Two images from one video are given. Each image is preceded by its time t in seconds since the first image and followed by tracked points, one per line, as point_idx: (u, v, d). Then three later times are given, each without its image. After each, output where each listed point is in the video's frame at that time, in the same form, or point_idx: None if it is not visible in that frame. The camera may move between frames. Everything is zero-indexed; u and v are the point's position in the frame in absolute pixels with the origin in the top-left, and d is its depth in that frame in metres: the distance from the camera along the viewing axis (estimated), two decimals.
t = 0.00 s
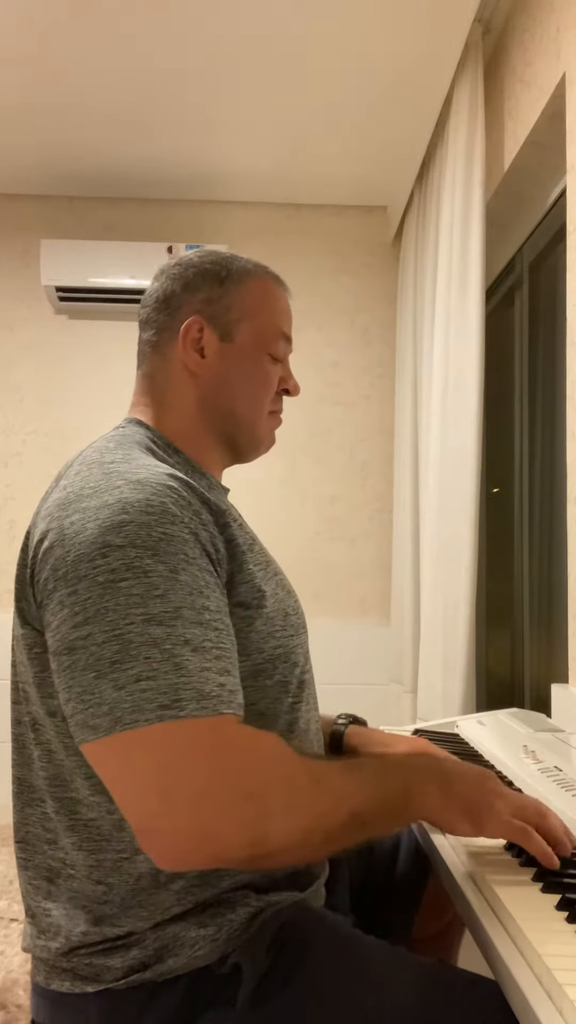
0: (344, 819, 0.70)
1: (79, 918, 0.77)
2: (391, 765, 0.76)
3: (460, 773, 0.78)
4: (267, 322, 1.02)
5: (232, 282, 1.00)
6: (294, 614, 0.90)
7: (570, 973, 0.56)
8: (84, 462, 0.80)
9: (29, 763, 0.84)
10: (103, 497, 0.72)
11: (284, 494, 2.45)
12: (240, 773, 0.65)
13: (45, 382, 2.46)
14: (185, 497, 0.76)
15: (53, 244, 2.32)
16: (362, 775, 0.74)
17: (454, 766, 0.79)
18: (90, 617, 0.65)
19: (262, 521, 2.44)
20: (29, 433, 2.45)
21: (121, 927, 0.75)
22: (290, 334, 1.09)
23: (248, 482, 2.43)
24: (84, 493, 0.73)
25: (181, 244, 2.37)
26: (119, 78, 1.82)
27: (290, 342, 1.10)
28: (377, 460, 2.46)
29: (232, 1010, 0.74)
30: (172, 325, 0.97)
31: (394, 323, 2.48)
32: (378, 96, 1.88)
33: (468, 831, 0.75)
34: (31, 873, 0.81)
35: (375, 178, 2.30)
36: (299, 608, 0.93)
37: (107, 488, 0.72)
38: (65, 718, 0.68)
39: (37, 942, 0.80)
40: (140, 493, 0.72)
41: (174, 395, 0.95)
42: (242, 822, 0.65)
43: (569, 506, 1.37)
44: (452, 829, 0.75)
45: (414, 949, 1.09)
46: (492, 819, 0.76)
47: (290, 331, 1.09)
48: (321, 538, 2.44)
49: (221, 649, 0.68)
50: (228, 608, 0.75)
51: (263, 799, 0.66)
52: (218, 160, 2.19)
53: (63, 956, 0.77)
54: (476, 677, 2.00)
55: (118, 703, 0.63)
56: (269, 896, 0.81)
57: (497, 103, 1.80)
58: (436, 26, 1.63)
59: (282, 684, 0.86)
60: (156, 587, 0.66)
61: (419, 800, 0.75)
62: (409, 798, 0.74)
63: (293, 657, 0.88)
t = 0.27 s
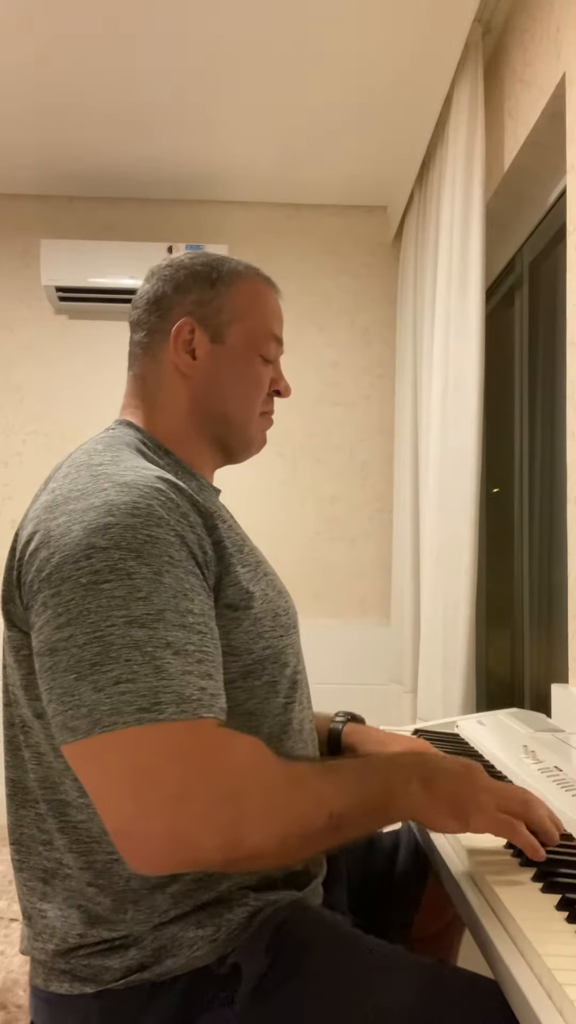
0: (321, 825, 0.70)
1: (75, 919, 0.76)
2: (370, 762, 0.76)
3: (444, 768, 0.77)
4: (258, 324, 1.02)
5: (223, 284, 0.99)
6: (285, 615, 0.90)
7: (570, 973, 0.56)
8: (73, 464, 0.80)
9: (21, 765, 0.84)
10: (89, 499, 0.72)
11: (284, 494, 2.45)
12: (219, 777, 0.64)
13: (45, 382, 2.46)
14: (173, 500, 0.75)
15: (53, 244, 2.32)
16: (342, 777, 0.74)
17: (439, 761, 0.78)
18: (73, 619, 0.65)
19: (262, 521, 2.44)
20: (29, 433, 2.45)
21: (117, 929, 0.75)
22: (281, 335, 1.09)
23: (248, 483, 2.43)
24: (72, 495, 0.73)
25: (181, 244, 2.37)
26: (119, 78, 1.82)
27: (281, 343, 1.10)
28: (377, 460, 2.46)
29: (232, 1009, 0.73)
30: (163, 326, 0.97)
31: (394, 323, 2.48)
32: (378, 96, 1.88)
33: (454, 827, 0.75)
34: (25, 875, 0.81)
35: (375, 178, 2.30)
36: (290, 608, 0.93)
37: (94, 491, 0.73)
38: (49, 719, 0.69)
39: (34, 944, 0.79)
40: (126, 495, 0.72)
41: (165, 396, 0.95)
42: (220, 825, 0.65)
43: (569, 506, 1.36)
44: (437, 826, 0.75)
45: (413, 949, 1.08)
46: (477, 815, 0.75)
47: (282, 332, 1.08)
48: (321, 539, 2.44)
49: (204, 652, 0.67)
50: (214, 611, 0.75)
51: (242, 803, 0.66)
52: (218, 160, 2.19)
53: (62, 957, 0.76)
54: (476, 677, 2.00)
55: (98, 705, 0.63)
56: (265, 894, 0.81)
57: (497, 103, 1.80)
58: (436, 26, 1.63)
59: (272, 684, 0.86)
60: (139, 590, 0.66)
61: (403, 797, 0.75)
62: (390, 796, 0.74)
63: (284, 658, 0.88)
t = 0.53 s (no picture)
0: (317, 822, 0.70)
1: (71, 921, 0.76)
2: (364, 768, 0.76)
3: (435, 772, 0.77)
4: (246, 325, 1.02)
5: (210, 285, 1.00)
6: (275, 613, 0.90)
7: (570, 973, 0.56)
8: (59, 466, 0.80)
9: (13, 767, 0.83)
10: (75, 501, 0.72)
11: (284, 494, 2.45)
12: (213, 776, 0.64)
13: (45, 382, 2.46)
14: (158, 499, 0.76)
15: (53, 244, 2.32)
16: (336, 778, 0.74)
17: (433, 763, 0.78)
18: (60, 620, 0.65)
19: (263, 520, 2.44)
20: (29, 433, 2.45)
21: (114, 930, 0.75)
22: (270, 337, 1.09)
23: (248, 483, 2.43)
24: (57, 497, 0.73)
25: (181, 244, 2.37)
26: (120, 78, 1.82)
27: (270, 345, 1.10)
28: (377, 460, 2.46)
29: (230, 1009, 0.74)
30: (151, 327, 0.97)
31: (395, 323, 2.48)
32: (378, 96, 1.88)
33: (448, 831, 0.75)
34: (21, 877, 0.81)
35: (375, 178, 2.30)
36: (279, 606, 0.93)
37: (80, 492, 0.73)
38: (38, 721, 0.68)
39: (32, 946, 0.80)
40: (111, 496, 0.72)
41: (153, 396, 0.95)
42: (213, 824, 0.65)
43: (569, 505, 1.36)
44: (431, 829, 0.75)
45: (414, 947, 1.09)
46: (471, 818, 0.76)
47: (270, 334, 1.08)
48: (321, 539, 2.44)
49: (193, 650, 0.68)
50: (202, 610, 0.75)
51: (233, 802, 0.66)
52: (218, 160, 2.20)
53: (59, 958, 0.77)
54: (476, 677, 2.00)
55: (87, 705, 0.63)
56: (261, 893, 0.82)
57: (497, 103, 1.80)
58: (436, 26, 1.63)
59: (262, 683, 0.86)
60: (125, 590, 0.66)
61: (396, 803, 0.75)
62: (385, 802, 0.75)
63: (274, 656, 0.87)
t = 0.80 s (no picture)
0: (310, 830, 0.70)
1: (69, 923, 0.76)
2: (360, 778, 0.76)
3: (428, 786, 0.77)
4: (238, 325, 1.02)
5: (201, 285, 1.00)
6: (267, 613, 0.90)
7: (570, 973, 0.56)
8: (50, 467, 0.80)
9: (5, 769, 0.82)
10: (66, 502, 0.72)
11: (284, 494, 2.45)
12: (205, 778, 0.65)
13: (45, 382, 2.46)
14: (149, 501, 0.76)
15: (53, 244, 2.33)
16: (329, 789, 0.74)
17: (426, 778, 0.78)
18: (51, 621, 0.65)
19: (263, 520, 2.44)
20: (29, 433, 2.45)
21: (111, 932, 0.75)
22: (262, 337, 1.09)
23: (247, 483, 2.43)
24: (48, 498, 0.74)
25: (181, 244, 2.37)
26: (119, 79, 1.82)
27: (262, 344, 1.10)
28: (377, 460, 2.46)
29: (230, 1009, 0.74)
30: (142, 327, 0.97)
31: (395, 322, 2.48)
32: (377, 96, 1.88)
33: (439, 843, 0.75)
34: (17, 879, 0.80)
35: (375, 178, 2.30)
36: (272, 605, 0.93)
37: (71, 494, 0.73)
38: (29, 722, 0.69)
39: (30, 948, 0.80)
40: (103, 498, 0.72)
41: (144, 397, 0.96)
42: (205, 827, 0.65)
43: (569, 506, 1.36)
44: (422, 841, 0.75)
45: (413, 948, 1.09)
46: (464, 831, 0.75)
47: (263, 334, 1.09)
48: (321, 539, 2.44)
49: (184, 651, 0.68)
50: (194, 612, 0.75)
51: (226, 804, 0.66)
52: (218, 160, 2.20)
53: (58, 960, 0.77)
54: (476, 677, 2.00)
55: (79, 706, 0.63)
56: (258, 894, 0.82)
57: (497, 103, 1.80)
58: (435, 26, 1.63)
59: (255, 683, 0.86)
60: (117, 592, 0.66)
61: (389, 813, 0.74)
62: (377, 811, 0.74)
63: (267, 656, 0.88)
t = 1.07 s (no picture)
0: (310, 828, 0.70)
1: (68, 924, 0.76)
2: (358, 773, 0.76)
3: (430, 781, 0.77)
4: (229, 324, 1.02)
5: (192, 285, 1.00)
6: (261, 613, 0.91)
7: (570, 973, 0.56)
8: (42, 471, 0.80)
9: (1, 771, 0.81)
10: (58, 504, 0.72)
11: (284, 494, 2.45)
12: (203, 778, 0.65)
13: (45, 382, 2.46)
14: (141, 502, 0.76)
15: (53, 244, 2.33)
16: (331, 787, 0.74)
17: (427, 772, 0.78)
18: (45, 624, 0.65)
19: (263, 520, 2.44)
20: (29, 433, 2.45)
21: (110, 933, 0.75)
22: (254, 337, 1.09)
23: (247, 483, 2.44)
24: (40, 502, 0.73)
25: (181, 244, 2.37)
26: (119, 79, 1.82)
27: (254, 344, 1.10)
28: (377, 460, 2.46)
29: (230, 1009, 0.74)
30: (133, 328, 0.97)
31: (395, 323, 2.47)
32: (377, 96, 1.88)
33: (441, 838, 0.75)
34: (15, 881, 0.80)
35: (375, 178, 2.30)
36: (265, 605, 0.93)
37: (63, 496, 0.73)
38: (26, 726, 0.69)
39: (29, 950, 0.80)
40: (95, 499, 0.72)
41: (136, 397, 0.96)
42: (206, 826, 0.65)
43: (569, 506, 1.37)
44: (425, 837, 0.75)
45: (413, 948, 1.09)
46: (466, 826, 0.75)
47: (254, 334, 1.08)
48: (321, 539, 2.44)
49: (180, 651, 0.68)
50: (189, 611, 0.75)
51: (226, 804, 0.66)
52: (218, 160, 2.20)
53: (57, 962, 0.77)
54: (476, 677, 2.00)
55: (75, 708, 0.63)
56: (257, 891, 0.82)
57: (497, 103, 1.80)
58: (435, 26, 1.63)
59: (251, 683, 0.86)
60: (111, 593, 0.66)
61: (392, 810, 0.74)
62: (379, 809, 0.74)
63: (262, 656, 0.88)
